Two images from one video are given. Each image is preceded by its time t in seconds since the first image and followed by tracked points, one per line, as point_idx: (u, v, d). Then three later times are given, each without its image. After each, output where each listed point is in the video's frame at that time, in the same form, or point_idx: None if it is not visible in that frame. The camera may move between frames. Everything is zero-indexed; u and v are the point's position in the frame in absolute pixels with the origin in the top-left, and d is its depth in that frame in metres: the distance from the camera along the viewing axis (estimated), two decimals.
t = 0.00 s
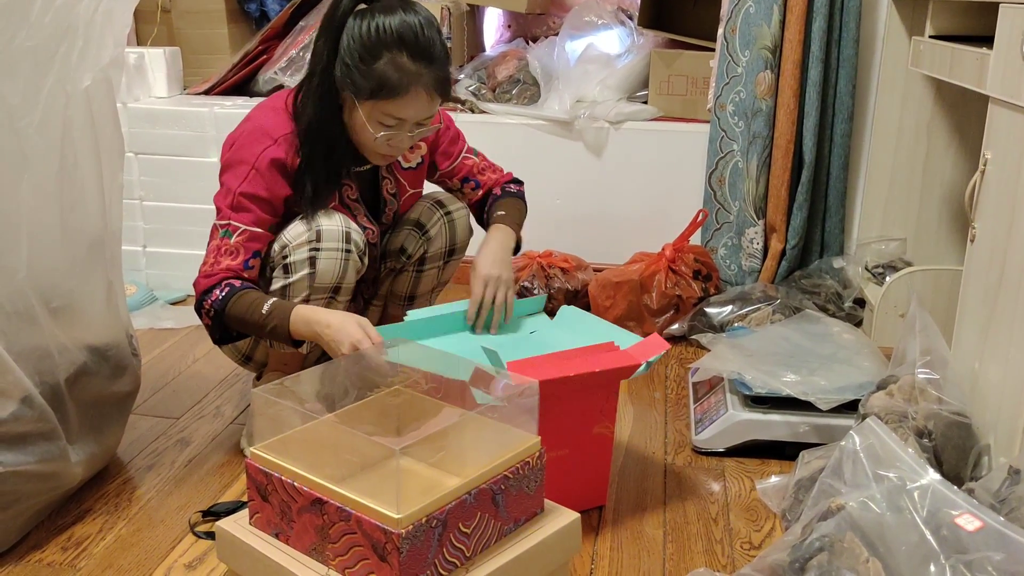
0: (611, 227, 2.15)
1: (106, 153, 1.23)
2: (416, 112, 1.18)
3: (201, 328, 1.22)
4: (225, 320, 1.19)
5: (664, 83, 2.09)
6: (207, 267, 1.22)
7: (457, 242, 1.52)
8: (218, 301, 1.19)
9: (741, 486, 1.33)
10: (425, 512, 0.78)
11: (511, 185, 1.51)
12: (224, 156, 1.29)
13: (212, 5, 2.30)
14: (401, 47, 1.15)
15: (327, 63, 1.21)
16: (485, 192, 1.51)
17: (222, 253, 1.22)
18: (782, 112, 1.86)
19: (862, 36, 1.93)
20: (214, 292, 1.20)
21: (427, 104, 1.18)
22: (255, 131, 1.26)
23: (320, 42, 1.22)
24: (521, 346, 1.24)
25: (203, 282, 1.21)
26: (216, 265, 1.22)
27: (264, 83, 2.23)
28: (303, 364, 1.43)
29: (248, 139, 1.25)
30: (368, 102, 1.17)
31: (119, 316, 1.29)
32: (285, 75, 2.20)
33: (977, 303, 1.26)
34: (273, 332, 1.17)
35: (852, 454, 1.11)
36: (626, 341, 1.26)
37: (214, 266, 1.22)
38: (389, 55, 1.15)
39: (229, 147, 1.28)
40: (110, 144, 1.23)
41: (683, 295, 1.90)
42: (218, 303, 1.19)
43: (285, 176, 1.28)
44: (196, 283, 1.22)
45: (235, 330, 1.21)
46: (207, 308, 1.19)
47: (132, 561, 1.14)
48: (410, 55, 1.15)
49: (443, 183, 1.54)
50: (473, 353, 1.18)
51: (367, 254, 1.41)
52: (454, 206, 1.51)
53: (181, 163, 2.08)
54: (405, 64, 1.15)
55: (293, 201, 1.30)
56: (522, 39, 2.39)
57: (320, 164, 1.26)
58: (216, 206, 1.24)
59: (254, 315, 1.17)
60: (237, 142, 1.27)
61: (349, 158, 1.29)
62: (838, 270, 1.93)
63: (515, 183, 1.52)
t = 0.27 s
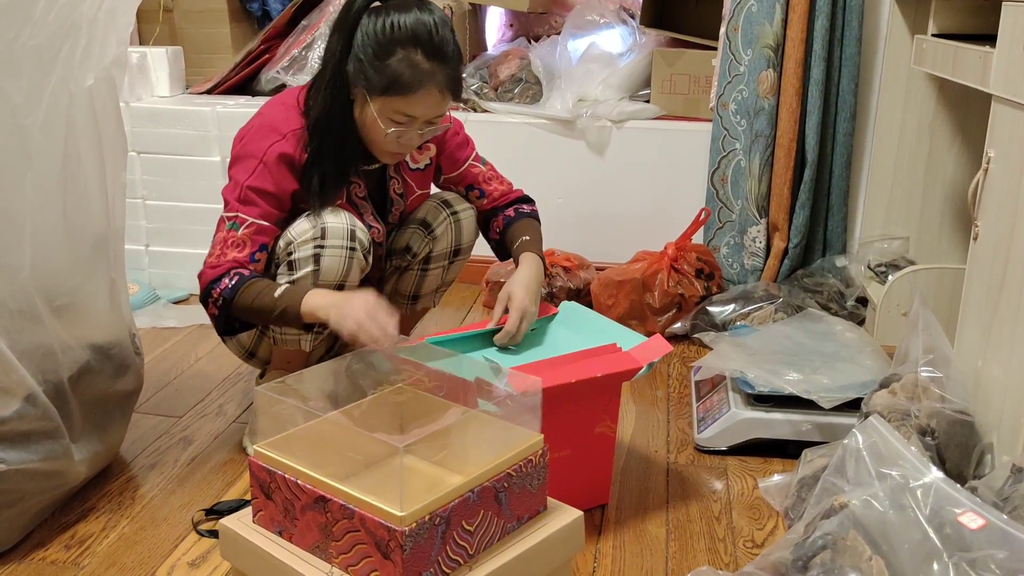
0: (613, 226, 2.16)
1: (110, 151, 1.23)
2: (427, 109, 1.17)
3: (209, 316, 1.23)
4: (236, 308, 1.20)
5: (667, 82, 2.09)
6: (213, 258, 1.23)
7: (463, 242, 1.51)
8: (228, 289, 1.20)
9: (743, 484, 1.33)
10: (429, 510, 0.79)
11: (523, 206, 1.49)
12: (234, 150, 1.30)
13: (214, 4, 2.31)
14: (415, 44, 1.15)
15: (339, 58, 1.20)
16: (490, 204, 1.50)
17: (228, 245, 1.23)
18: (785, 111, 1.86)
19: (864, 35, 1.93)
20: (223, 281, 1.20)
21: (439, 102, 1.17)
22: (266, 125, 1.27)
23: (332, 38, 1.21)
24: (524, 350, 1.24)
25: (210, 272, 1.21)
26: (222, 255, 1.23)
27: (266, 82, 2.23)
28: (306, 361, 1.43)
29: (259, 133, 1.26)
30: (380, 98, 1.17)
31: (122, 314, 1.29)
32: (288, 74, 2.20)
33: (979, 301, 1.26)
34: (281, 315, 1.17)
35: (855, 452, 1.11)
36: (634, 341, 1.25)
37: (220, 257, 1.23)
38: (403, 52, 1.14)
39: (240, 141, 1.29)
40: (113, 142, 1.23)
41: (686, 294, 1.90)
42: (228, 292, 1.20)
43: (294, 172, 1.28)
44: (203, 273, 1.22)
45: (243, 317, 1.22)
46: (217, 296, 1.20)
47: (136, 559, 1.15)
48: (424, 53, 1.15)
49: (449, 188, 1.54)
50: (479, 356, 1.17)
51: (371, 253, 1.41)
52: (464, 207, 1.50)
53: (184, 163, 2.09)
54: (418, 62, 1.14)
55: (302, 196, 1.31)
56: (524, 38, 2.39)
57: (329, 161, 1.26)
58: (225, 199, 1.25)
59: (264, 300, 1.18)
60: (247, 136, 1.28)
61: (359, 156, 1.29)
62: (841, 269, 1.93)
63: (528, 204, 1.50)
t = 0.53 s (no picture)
0: (614, 225, 2.15)
1: (111, 149, 1.23)
2: (435, 106, 1.17)
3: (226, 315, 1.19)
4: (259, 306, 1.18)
5: (667, 80, 2.08)
6: (234, 254, 1.18)
7: (463, 241, 1.51)
8: (257, 287, 1.18)
9: (744, 483, 1.33)
10: (429, 508, 0.78)
11: (523, 204, 1.50)
12: (238, 145, 1.26)
13: (214, 2, 2.30)
14: (421, 41, 1.15)
15: (343, 59, 1.20)
16: (492, 203, 1.51)
17: (248, 241, 1.20)
18: (786, 109, 1.86)
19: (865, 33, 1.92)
20: (249, 278, 1.18)
21: (446, 98, 1.18)
22: (273, 123, 1.26)
23: (335, 38, 1.20)
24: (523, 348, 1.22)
25: (234, 269, 1.18)
26: (242, 252, 1.19)
27: (267, 81, 2.23)
28: (307, 361, 1.43)
29: (269, 130, 1.25)
30: (388, 97, 1.17)
31: (123, 312, 1.29)
32: (288, 73, 2.20)
33: (980, 299, 1.26)
34: (314, 318, 1.20)
35: (856, 450, 1.11)
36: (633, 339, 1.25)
37: (239, 253, 1.19)
38: (410, 50, 1.15)
39: (245, 137, 1.27)
40: (113, 140, 1.23)
41: (686, 293, 1.90)
42: (257, 290, 1.18)
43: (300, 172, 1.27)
44: (217, 270, 1.18)
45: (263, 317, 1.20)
46: (242, 293, 1.18)
47: (136, 558, 1.14)
48: (430, 50, 1.15)
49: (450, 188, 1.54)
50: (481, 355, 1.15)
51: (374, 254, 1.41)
52: (463, 205, 1.50)
53: (185, 161, 2.09)
54: (425, 59, 1.15)
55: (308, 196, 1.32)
56: (524, 37, 2.39)
57: (335, 160, 1.26)
58: (234, 194, 1.22)
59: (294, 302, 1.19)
60: (254, 133, 1.26)
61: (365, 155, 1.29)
62: (842, 267, 1.94)
63: (527, 203, 1.51)
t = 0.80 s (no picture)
0: (614, 225, 2.16)
1: (111, 151, 1.23)
2: (438, 104, 1.18)
3: (235, 305, 1.18)
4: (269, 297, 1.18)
5: (668, 81, 2.09)
6: (243, 243, 1.18)
7: (465, 245, 1.50)
8: (267, 278, 1.18)
9: (744, 484, 1.33)
10: (430, 510, 0.78)
11: (514, 214, 1.52)
12: (241, 143, 1.26)
13: (215, 3, 2.31)
14: (423, 39, 1.16)
15: (343, 60, 1.20)
16: (489, 213, 1.53)
17: (257, 230, 1.19)
18: (786, 110, 1.86)
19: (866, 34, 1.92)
20: (259, 268, 1.18)
21: (449, 95, 1.18)
22: (275, 122, 1.26)
23: (334, 41, 1.21)
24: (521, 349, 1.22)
25: (243, 257, 1.17)
26: (251, 241, 1.18)
27: (267, 81, 2.23)
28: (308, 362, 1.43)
29: (272, 129, 1.25)
30: (390, 96, 1.17)
31: (123, 314, 1.29)
32: (289, 73, 2.20)
33: (981, 299, 1.26)
34: (326, 311, 1.21)
35: (856, 451, 1.11)
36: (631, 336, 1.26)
37: (249, 242, 1.18)
38: (411, 48, 1.15)
39: (248, 136, 1.26)
40: (114, 141, 1.23)
41: (686, 293, 1.90)
42: (267, 280, 1.18)
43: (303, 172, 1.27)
44: (226, 259, 1.17)
45: (271, 306, 1.20)
46: (251, 283, 1.17)
47: (137, 559, 1.15)
48: (431, 47, 1.16)
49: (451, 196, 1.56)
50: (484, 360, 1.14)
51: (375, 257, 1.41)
52: (465, 209, 1.49)
53: (185, 162, 2.09)
54: (427, 56, 1.15)
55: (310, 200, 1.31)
56: (525, 37, 2.39)
57: (338, 161, 1.26)
58: (242, 186, 1.21)
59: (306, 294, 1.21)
60: (256, 132, 1.26)
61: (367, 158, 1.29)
62: (842, 268, 1.93)
63: (518, 214, 1.53)
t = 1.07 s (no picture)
0: (616, 223, 2.15)
1: (113, 149, 1.23)
2: (440, 87, 1.17)
3: (335, 251, 1.07)
4: (369, 242, 1.07)
5: (670, 79, 2.09)
6: (327, 194, 1.10)
7: (466, 245, 1.47)
8: (364, 221, 1.08)
9: (747, 481, 1.33)
10: (433, 506, 0.78)
11: (511, 220, 1.51)
12: (269, 133, 1.22)
13: (217, 1, 2.30)
14: (422, 24, 1.15)
15: (343, 52, 1.19)
16: (485, 218, 1.52)
17: (331, 181, 1.12)
18: (788, 107, 1.85)
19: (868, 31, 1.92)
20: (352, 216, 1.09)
21: (450, 78, 1.17)
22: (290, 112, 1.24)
23: (330, 35, 1.20)
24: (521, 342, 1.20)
25: (332, 207, 1.09)
26: (332, 191, 1.11)
27: (269, 79, 2.23)
28: (310, 360, 1.43)
29: (291, 117, 1.22)
30: (394, 83, 1.16)
31: (126, 311, 1.29)
32: (290, 72, 2.19)
33: (984, 297, 1.26)
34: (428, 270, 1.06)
35: (859, 449, 1.10)
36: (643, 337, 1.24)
37: (333, 193, 1.10)
38: (411, 33, 1.14)
39: (272, 125, 1.23)
40: (116, 139, 1.23)
41: (689, 291, 1.90)
42: (365, 224, 1.07)
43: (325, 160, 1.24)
44: (316, 215, 1.08)
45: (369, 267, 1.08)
46: (346, 231, 1.07)
47: (141, 556, 1.15)
48: (431, 31, 1.15)
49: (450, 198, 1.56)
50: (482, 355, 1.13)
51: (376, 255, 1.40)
52: (466, 209, 1.47)
53: (187, 160, 2.09)
54: (428, 40, 1.14)
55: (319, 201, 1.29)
56: (526, 36, 2.39)
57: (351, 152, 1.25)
58: (292, 156, 1.15)
59: (409, 249, 1.07)
60: (280, 120, 1.23)
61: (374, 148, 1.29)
62: (845, 266, 1.93)
63: (515, 220, 1.52)
